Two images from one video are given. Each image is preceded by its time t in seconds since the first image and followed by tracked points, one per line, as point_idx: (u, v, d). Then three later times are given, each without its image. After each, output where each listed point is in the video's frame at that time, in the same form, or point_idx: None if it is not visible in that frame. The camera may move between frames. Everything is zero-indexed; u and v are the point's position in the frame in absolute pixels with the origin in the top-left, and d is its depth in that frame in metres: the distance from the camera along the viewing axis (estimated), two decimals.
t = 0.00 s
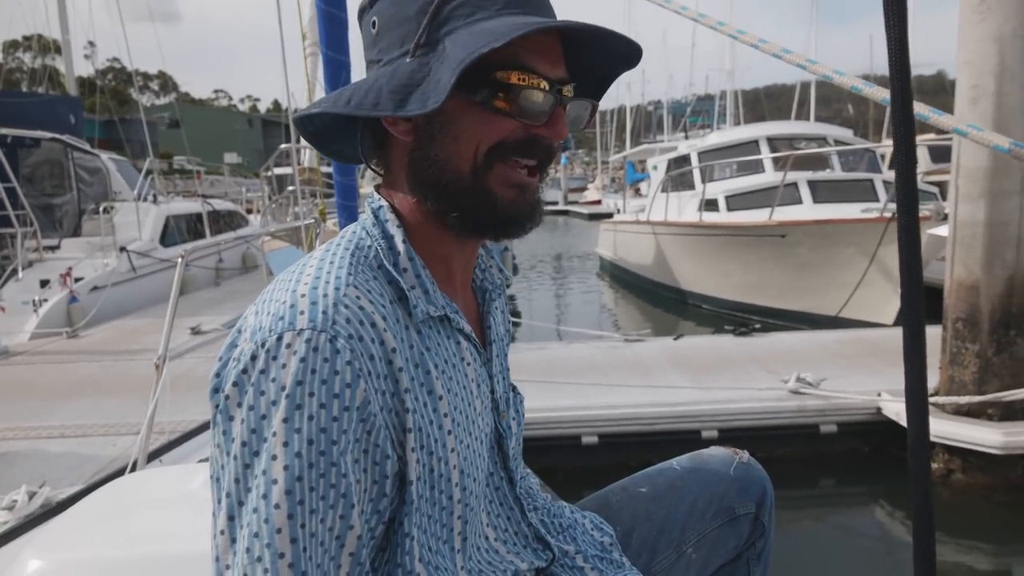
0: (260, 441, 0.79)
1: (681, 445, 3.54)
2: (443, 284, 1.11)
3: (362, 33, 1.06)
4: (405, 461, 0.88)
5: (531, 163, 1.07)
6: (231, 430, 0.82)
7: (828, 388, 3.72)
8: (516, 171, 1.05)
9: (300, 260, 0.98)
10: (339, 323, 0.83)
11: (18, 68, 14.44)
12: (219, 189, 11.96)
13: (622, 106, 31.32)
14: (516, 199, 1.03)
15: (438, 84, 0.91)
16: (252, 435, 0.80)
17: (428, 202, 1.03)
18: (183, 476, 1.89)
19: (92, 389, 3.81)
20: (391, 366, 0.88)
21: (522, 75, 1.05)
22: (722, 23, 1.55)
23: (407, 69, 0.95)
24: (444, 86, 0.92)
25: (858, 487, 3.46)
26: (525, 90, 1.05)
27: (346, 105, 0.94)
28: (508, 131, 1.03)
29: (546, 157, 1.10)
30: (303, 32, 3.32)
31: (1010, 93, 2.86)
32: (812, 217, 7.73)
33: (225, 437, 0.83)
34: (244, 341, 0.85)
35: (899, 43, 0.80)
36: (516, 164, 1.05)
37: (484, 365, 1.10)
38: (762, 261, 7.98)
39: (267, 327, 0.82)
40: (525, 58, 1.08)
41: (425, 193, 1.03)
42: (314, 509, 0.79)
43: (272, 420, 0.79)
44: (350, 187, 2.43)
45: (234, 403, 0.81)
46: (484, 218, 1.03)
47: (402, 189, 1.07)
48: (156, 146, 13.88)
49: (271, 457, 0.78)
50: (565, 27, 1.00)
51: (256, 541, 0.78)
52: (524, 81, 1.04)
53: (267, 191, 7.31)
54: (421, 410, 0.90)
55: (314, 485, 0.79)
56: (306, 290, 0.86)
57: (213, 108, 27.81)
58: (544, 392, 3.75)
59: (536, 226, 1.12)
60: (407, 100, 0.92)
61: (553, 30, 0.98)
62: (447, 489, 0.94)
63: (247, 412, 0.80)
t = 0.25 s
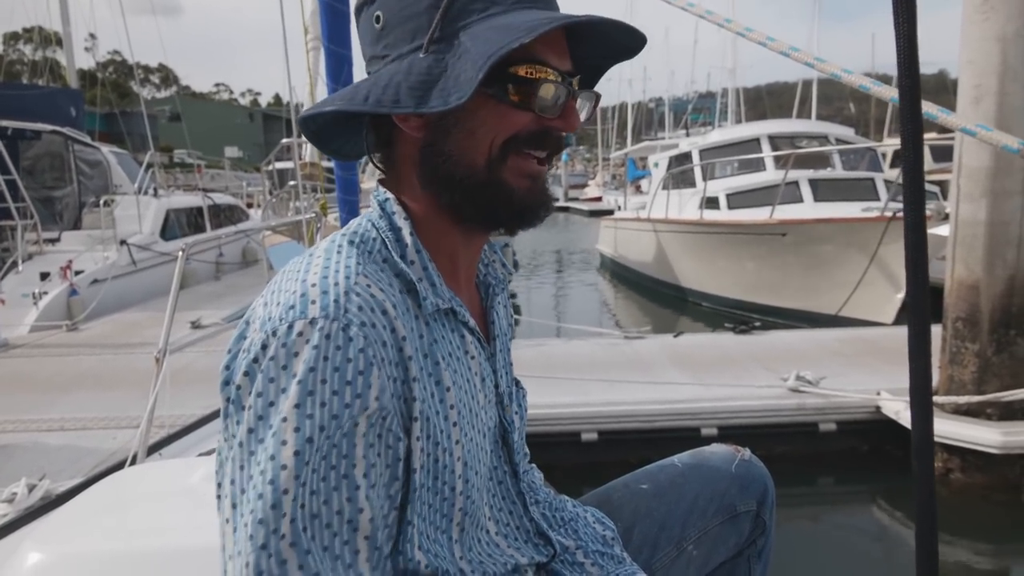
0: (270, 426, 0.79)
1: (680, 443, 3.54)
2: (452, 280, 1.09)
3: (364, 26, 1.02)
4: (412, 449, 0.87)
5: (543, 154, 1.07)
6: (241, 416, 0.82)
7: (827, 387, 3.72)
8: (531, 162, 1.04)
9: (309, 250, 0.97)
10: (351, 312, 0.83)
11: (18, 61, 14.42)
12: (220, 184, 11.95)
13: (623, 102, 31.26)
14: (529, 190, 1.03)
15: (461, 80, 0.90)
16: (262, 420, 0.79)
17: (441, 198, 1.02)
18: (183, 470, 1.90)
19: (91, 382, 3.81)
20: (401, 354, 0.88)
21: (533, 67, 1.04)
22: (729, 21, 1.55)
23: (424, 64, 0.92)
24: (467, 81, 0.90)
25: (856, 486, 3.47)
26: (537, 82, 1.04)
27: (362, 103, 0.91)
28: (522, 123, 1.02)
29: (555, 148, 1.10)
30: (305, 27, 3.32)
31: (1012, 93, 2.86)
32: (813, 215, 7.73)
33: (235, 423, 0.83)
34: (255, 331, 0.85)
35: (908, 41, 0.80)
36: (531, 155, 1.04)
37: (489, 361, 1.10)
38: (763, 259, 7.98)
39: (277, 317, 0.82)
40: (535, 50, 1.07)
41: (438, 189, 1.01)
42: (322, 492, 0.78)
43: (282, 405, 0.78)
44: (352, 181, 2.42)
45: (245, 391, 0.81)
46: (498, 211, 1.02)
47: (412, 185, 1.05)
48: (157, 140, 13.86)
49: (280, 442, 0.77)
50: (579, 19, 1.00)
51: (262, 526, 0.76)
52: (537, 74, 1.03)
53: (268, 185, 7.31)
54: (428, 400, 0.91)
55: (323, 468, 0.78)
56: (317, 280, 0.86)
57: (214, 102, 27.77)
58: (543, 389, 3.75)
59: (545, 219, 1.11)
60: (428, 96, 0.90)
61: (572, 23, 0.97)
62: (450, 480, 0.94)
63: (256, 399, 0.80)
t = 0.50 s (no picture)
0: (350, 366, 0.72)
1: (678, 442, 3.55)
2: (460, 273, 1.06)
3: (363, 27, 1.02)
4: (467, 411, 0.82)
5: (543, 148, 1.06)
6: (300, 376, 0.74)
7: (824, 387, 3.73)
8: (532, 157, 1.03)
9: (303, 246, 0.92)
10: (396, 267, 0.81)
11: (17, 58, 14.40)
12: (218, 182, 11.94)
13: (622, 102, 31.26)
14: (532, 184, 1.01)
15: (463, 76, 0.89)
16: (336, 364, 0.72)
17: (443, 193, 0.99)
18: (181, 467, 1.89)
19: (89, 380, 3.81)
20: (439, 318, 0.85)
21: (532, 63, 1.02)
22: (729, 18, 1.55)
23: (424, 62, 0.92)
24: (467, 79, 0.89)
25: (854, 486, 3.48)
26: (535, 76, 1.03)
27: (364, 100, 0.90)
28: (523, 118, 1.01)
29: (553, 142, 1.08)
30: (305, 25, 3.32)
31: (1010, 93, 2.87)
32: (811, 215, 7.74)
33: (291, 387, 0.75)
34: (294, 298, 0.79)
35: (909, 42, 0.81)
36: (532, 150, 1.03)
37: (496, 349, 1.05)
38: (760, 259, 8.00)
39: (319, 280, 0.78)
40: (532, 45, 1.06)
41: (439, 184, 0.99)
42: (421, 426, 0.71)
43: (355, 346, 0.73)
44: (350, 180, 2.41)
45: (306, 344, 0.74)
46: (502, 205, 1.00)
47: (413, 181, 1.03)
48: (155, 137, 13.85)
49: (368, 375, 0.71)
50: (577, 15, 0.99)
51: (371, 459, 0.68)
52: (535, 68, 1.02)
53: (266, 183, 7.30)
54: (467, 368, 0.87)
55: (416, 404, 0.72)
56: (350, 246, 0.83)
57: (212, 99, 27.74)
58: (542, 388, 3.75)
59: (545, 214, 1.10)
60: (431, 92, 0.90)
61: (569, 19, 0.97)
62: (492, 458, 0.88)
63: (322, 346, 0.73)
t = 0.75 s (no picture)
0: (466, 310, 0.71)
1: (678, 440, 3.55)
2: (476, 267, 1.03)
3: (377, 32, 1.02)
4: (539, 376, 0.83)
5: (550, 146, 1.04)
6: (404, 327, 0.71)
7: (824, 384, 3.74)
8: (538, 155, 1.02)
9: (332, 237, 0.89)
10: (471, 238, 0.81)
11: (14, 61, 14.36)
12: (217, 184, 11.94)
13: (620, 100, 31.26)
14: (539, 180, 1.00)
15: (469, 69, 0.88)
16: (450, 310, 0.71)
17: (453, 187, 0.98)
18: (181, 468, 1.90)
19: (89, 382, 3.81)
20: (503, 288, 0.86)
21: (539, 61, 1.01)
22: (725, 21, 1.55)
23: (434, 57, 0.91)
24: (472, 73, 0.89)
25: (853, 482, 3.48)
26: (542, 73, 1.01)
27: (375, 90, 0.92)
28: (529, 116, 0.99)
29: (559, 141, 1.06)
30: (303, 27, 3.32)
31: (1007, 89, 2.87)
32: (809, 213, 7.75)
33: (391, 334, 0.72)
34: (372, 265, 0.78)
35: (906, 37, 0.82)
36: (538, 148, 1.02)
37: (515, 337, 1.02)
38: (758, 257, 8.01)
39: (405, 246, 0.78)
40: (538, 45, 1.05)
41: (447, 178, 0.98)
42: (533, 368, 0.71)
43: (463, 296, 0.72)
44: (349, 180, 2.41)
45: (406, 297, 0.72)
46: (509, 202, 0.99)
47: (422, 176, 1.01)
48: (153, 140, 13.84)
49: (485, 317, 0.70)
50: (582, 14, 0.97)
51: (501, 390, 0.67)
52: (540, 67, 1.00)
53: (264, 184, 7.30)
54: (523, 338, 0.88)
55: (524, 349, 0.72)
56: (419, 219, 0.83)
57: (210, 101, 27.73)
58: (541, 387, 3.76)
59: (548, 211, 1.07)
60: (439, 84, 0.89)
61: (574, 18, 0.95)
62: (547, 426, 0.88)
63: (428, 296, 0.72)
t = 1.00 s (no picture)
0: (502, 264, 0.71)
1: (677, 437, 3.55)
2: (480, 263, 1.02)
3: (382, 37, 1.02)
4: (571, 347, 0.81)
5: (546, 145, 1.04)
6: (441, 282, 0.71)
7: (823, 379, 3.74)
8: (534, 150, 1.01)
9: (347, 224, 0.90)
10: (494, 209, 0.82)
11: (11, 62, 14.34)
12: (216, 184, 11.94)
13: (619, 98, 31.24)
14: (538, 177, 0.99)
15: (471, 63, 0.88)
16: (485, 263, 0.71)
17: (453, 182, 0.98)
18: (180, 468, 1.90)
19: (89, 384, 3.81)
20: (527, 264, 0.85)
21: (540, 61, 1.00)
22: (722, 12, 1.55)
23: (434, 56, 0.91)
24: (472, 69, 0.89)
25: (853, 477, 3.48)
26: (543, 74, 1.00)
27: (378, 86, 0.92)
28: (531, 114, 0.98)
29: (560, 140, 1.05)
30: (300, 26, 3.32)
31: (1004, 83, 2.87)
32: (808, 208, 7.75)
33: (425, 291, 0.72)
34: (399, 234, 0.78)
35: (898, 33, 0.82)
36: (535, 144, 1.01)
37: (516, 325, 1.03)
38: (756, 254, 8.03)
39: (431, 214, 0.79)
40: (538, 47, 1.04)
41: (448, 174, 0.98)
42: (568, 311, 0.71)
43: (497, 250, 0.73)
44: (348, 179, 2.41)
45: (439, 256, 0.73)
46: (506, 197, 0.98)
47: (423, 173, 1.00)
48: (152, 141, 13.84)
49: (523, 269, 0.71)
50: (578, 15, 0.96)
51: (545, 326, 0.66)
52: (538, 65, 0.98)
53: (263, 185, 7.30)
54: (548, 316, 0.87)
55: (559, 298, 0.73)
56: (442, 194, 0.83)
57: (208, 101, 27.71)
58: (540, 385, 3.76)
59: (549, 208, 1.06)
60: (439, 80, 0.89)
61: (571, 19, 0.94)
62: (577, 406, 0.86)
63: (461, 253, 0.72)
